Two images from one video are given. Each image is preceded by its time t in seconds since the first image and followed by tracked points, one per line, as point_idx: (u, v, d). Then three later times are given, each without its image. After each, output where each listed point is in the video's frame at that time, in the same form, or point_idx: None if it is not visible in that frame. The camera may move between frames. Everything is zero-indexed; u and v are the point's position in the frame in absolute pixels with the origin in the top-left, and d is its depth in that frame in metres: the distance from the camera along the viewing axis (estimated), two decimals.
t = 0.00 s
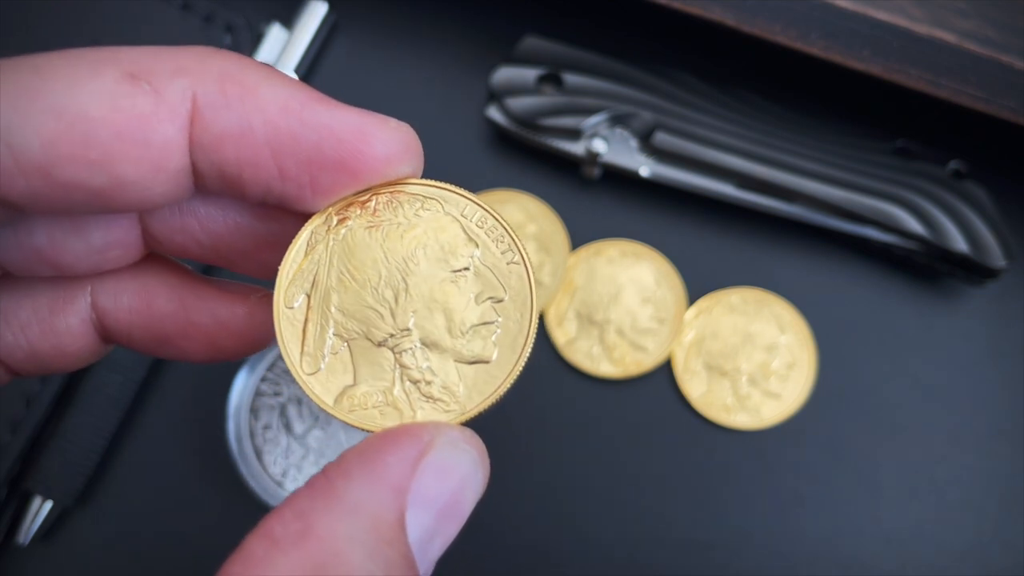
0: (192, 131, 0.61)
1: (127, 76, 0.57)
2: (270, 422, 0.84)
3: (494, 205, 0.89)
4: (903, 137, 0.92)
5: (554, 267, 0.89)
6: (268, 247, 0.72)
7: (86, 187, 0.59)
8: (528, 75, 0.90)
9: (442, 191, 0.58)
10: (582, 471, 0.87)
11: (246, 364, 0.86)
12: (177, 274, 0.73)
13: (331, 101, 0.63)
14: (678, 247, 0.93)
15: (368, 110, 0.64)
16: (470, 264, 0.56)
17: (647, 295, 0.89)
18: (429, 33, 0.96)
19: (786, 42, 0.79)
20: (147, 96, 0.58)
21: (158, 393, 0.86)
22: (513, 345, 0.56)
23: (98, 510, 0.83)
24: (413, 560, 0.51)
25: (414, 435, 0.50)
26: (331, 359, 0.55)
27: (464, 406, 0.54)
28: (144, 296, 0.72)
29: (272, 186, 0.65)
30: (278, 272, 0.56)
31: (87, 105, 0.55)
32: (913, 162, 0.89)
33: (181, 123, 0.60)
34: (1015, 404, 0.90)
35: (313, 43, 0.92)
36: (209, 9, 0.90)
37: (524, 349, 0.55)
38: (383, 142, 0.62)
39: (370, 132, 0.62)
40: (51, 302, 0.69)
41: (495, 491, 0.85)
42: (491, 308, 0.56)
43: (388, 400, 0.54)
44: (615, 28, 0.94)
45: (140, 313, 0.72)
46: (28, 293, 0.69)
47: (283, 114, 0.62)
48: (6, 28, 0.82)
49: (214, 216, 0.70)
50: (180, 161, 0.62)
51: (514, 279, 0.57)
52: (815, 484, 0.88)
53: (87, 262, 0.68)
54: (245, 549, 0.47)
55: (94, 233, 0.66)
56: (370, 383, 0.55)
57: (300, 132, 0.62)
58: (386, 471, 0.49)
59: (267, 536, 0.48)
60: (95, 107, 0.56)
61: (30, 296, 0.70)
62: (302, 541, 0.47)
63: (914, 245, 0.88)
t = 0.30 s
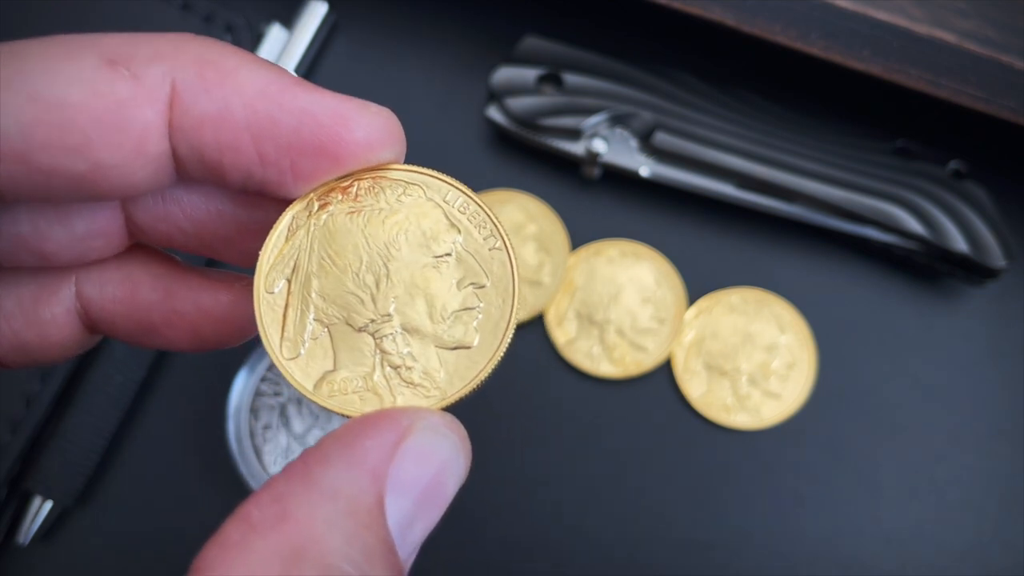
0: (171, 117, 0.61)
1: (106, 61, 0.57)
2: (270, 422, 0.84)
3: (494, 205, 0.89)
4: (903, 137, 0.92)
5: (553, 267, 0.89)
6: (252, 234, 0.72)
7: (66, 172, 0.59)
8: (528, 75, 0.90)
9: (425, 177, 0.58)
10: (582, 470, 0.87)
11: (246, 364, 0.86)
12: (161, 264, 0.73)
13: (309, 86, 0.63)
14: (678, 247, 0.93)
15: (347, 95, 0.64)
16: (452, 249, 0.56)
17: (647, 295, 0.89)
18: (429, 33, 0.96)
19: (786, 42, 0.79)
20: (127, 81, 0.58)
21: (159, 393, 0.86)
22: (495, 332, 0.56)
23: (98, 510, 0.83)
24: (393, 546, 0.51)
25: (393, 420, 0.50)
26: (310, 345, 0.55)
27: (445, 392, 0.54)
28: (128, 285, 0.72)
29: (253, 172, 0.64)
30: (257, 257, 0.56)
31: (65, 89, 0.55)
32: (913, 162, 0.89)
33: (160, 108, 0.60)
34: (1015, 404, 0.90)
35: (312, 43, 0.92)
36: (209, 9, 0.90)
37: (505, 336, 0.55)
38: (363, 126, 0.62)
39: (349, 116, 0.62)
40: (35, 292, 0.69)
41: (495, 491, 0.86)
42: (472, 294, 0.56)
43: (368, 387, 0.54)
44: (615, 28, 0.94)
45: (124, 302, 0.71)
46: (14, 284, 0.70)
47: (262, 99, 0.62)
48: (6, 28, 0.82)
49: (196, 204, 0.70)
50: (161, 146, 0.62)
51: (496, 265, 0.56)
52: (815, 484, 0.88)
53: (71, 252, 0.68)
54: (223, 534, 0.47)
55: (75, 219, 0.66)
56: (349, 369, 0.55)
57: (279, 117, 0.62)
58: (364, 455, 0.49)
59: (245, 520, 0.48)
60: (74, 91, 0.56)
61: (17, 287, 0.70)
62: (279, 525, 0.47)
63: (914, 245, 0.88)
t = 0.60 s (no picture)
0: (147, 47, 0.61)
1: None
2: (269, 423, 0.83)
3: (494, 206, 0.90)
4: (903, 137, 0.92)
5: (553, 267, 0.89)
6: (226, 172, 0.72)
7: (32, 100, 0.60)
8: (528, 75, 0.90)
9: (408, 123, 0.58)
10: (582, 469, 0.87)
11: (246, 363, 0.85)
12: (125, 200, 0.73)
13: (293, 22, 0.63)
14: (678, 247, 0.93)
15: (331, 33, 0.65)
16: (432, 200, 0.56)
17: (647, 295, 0.89)
18: (429, 34, 0.96)
19: (786, 42, 0.79)
20: (100, 7, 0.59)
21: (159, 393, 0.86)
22: (471, 287, 0.56)
23: (98, 510, 0.83)
24: (369, 496, 0.52)
25: (367, 371, 0.51)
26: (281, 290, 0.55)
27: (417, 345, 0.54)
28: (90, 221, 0.72)
29: (231, 106, 0.64)
30: (231, 198, 0.56)
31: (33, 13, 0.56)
32: (913, 162, 0.89)
33: (135, 37, 0.60)
34: (1015, 404, 0.90)
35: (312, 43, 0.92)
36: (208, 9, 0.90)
37: (482, 291, 0.55)
38: (346, 65, 0.62)
39: (333, 54, 0.62)
40: None
41: (495, 490, 0.86)
42: (451, 247, 0.56)
43: (340, 334, 0.54)
44: (615, 28, 0.94)
45: (86, 239, 0.72)
46: None
47: (243, 33, 0.62)
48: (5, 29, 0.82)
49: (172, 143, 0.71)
50: (135, 78, 0.62)
51: (476, 220, 0.57)
52: (815, 483, 0.88)
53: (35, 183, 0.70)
54: (198, 484, 0.48)
55: (39, 151, 0.68)
56: (322, 318, 0.55)
57: (261, 52, 0.62)
58: (339, 407, 0.49)
59: (220, 470, 0.48)
60: (43, 15, 0.56)
61: None
62: (256, 477, 0.47)
63: (913, 245, 0.88)
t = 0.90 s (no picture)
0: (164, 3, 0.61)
1: None
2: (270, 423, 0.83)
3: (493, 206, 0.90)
4: (903, 137, 0.92)
5: (553, 267, 0.89)
6: (238, 133, 0.72)
7: (47, 57, 0.58)
8: (528, 75, 0.90)
9: (425, 90, 0.58)
10: (582, 469, 0.87)
11: (247, 363, 0.85)
12: (130, 161, 0.73)
13: None
14: (677, 248, 0.93)
15: None
16: (447, 170, 0.56)
17: (647, 295, 0.89)
18: (428, 34, 0.96)
19: (786, 42, 0.79)
20: None
21: (159, 393, 0.86)
22: (482, 261, 0.56)
23: (97, 510, 0.83)
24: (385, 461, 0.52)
25: (379, 340, 0.51)
26: (292, 254, 0.55)
27: (425, 317, 0.55)
28: (95, 182, 0.72)
29: (248, 67, 0.64)
30: (245, 159, 0.56)
31: None
32: (913, 162, 0.89)
33: None
34: (1014, 404, 0.90)
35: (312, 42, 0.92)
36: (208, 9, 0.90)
37: (493, 265, 0.55)
38: (366, 28, 0.62)
39: (352, 18, 0.62)
40: None
41: (495, 490, 0.85)
42: (464, 219, 0.56)
43: (349, 302, 0.55)
44: (615, 28, 0.94)
45: (90, 201, 0.72)
46: None
47: None
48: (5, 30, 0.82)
49: (186, 108, 0.71)
50: (152, 34, 0.62)
51: (489, 193, 0.57)
52: (815, 483, 0.88)
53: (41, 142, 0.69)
54: (217, 452, 0.48)
55: (49, 109, 0.66)
56: (332, 284, 0.55)
57: (281, 13, 0.62)
58: (353, 376, 0.49)
59: (239, 440, 0.48)
60: None
61: None
62: (274, 446, 0.48)
63: (914, 245, 0.88)
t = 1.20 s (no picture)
0: (182, 6, 0.61)
1: None
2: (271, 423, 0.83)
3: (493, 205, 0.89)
4: (903, 137, 0.92)
5: (553, 267, 0.89)
6: (250, 133, 0.72)
7: (62, 56, 0.58)
8: (528, 75, 0.90)
9: (435, 95, 0.58)
10: (582, 470, 0.87)
11: (247, 363, 0.86)
12: (139, 157, 0.72)
13: None
14: (677, 248, 0.93)
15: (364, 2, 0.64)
16: (454, 177, 0.56)
17: (647, 295, 0.89)
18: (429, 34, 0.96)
19: (786, 42, 0.79)
20: None
21: (159, 393, 0.86)
22: (486, 267, 0.56)
23: (97, 510, 0.83)
24: (393, 462, 0.52)
25: (385, 341, 0.51)
26: (300, 255, 0.55)
27: (429, 321, 0.55)
28: (103, 178, 0.71)
29: (262, 69, 0.65)
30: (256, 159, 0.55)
31: None
32: (913, 162, 0.89)
33: None
34: (1014, 403, 0.90)
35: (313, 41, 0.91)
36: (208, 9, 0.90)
37: (496, 272, 0.55)
38: (380, 34, 0.62)
39: (368, 23, 0.62)
40: (6, 176, 0.69)
41: (495, 490, 0.85)
42: (470, 225, 0.56)
43: (355, 304, 0.55)
44: (615, 28, 0.94)
45: (97, 196, 0.71)
46: None
47: None
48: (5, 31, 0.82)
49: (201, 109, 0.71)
50: (169, 35, 0.61)
51: (495, 201, 0.56)
52: (815, 483, 0.88)
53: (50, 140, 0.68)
54: (232, 451, 0.48)
55: (61, 106, 0.66)
56: (339, 286, 0.55)
57: (297, 18, 0.62)
58: (363, 378, 0.49)
59: (253, 440, 0.48)
60: None
61: None
62: (289, 446, 0.48)
63: (914, 245, 0.88)
